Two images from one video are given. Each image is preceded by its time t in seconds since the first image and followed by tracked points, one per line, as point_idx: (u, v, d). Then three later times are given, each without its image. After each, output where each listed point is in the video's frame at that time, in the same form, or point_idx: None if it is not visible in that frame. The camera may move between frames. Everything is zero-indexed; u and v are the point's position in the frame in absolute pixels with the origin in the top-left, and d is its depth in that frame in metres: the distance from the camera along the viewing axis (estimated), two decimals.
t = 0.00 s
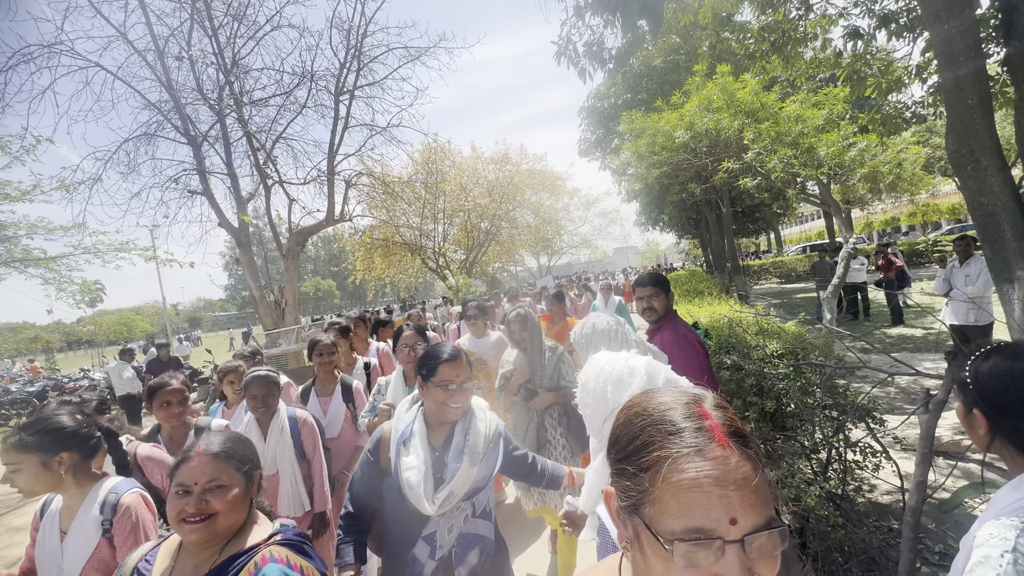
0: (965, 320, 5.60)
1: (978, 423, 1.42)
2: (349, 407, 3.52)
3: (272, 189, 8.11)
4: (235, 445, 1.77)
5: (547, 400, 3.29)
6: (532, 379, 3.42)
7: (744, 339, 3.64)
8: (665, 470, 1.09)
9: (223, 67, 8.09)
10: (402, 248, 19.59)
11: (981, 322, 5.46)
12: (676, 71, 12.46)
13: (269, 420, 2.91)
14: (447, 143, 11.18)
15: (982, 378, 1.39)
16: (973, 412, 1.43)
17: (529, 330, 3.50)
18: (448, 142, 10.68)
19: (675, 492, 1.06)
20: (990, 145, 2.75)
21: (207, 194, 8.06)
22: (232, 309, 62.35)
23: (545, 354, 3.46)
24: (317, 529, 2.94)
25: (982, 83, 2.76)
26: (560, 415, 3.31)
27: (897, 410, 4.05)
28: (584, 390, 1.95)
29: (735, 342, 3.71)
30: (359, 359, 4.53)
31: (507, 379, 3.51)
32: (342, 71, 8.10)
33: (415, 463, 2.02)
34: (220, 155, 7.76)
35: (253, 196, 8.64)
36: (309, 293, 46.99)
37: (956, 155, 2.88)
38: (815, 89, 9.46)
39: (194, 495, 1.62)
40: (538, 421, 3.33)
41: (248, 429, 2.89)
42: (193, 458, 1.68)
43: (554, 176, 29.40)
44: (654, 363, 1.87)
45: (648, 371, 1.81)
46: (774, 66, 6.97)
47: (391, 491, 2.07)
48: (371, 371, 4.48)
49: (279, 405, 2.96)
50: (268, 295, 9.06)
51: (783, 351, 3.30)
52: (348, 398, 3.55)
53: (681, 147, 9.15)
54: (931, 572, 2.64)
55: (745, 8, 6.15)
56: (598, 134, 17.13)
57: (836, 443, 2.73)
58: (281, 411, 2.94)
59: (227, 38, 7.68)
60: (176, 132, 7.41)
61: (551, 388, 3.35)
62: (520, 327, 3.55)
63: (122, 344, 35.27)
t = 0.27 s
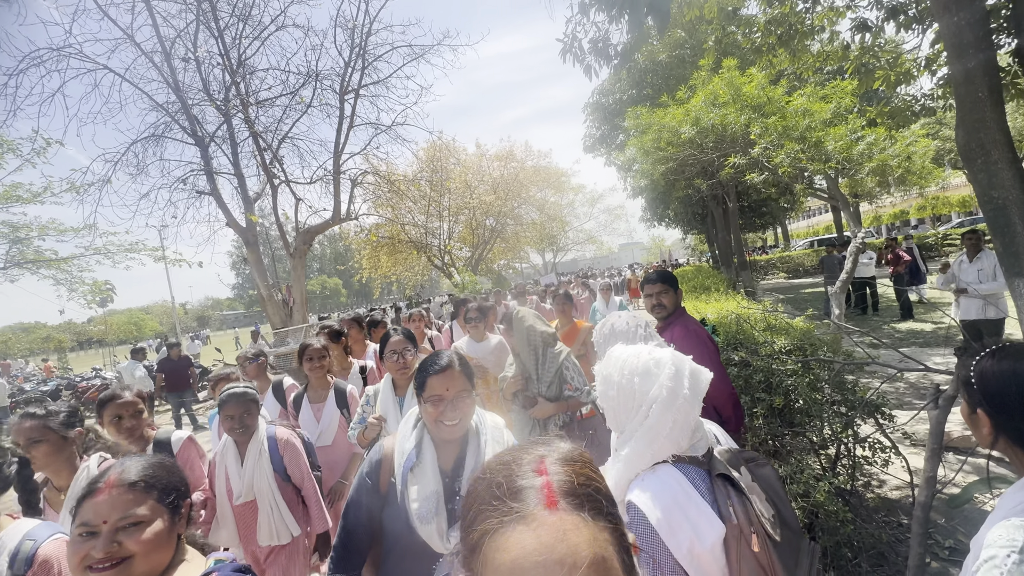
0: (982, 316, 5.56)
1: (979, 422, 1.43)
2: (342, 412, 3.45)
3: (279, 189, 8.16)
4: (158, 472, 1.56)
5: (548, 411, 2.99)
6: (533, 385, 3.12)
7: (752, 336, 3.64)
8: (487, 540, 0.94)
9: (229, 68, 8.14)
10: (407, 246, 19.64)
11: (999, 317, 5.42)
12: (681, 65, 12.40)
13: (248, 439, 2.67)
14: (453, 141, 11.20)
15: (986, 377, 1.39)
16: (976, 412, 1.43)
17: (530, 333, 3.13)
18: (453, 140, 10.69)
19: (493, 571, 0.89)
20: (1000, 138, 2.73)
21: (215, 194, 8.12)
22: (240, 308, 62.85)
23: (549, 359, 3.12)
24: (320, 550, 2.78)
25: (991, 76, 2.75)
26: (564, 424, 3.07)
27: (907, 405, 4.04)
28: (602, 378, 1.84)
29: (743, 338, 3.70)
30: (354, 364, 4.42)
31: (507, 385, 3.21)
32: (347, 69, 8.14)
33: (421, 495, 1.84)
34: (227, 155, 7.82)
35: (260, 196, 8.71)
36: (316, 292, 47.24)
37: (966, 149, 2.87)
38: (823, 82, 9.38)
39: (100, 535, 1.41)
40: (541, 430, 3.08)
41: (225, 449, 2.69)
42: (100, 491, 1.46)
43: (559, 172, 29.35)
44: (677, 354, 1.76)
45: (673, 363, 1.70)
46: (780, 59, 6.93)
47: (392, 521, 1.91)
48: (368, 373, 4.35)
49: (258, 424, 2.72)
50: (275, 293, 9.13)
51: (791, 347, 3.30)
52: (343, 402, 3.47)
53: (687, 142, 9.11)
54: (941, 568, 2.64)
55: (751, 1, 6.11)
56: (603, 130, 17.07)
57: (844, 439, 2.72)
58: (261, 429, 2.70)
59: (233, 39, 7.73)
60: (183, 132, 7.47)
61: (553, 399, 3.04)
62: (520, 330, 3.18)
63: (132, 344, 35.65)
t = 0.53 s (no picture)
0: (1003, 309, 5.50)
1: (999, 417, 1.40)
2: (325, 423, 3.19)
3: (283, 188, 8.18)
4: (64, 552, 1.27)
5: (534, 419, 2.80)
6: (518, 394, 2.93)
7: (759, 330, 3.62)
8: None
9: (232, 68, 8.16)
10: (411, 244, 19.67)
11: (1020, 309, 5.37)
12: (685, 59, 12.32)
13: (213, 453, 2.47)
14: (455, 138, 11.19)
15: (1005, 371, 1.37)
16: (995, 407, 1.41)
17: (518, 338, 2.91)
18: (455, 137, 10.68)
19: None
20: (1011, 127, 2.70)
21: (219, 194, 8.16)
22: (245, 307, 63.24)
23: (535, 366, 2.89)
24: None
25: (1001, 64, 2.72)
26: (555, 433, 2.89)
27: (916, 398, 4.02)
28: (615, 372, 1.80)
29: (750, 332, 3.68)
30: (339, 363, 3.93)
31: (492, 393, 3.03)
32: (349, 68, 8.14)
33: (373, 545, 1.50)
34: (231, 156, 7.85)
35: (264, 196, 8.73)
36: (320, 291, 47.44)
37: (976, 139, 2.84)
38: (828, 74, 9.30)
39: None
40: (530, 440, 2.89)
41: (187, 462, 2.45)
42: None
43: (562, 169, 29.27)
44: (689, 341, 1.78)
45: (686, 349, 1.71)
46: (785, 52, 6.89)
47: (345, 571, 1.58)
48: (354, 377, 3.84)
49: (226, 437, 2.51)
50: (281, 293, 9.17)
51: (799, 341, 3.28)
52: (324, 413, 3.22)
53: (691, 137, 9.08)
54: (953, 561, 2.62)
55: None
56: (606, 126, 17.00)
57: (855, 433, 2.70)
58: (230, 442, 2.50)
59: (235, 39, 7.74)
60: (188, 133, 7.51)
61: (541, 406, 2.83)
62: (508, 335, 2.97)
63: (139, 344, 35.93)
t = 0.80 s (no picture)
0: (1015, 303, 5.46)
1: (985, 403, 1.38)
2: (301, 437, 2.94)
3: (284, 188, 8.20)
4: None
5: (523, 427, 2.67)
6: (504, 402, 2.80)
7: (761, 325, 3.61)
8: None
9: (233, 69, 8.18)
10: (413, 243, 19.70)
11: None
12: (685, 54, 12.28)
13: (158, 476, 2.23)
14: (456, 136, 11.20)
15: (997, 359, 1.34)
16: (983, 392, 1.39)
17: (501, 343, 2.84)
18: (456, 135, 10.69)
19: None
20: (1014, 120, 2.69)
21: (222, 195, 8.19)
22: (248, 307, 63.42)
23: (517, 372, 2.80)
24: None
25: (1004, 56, 2.71)
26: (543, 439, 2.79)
27: (918, 392, 4.02)
28: (616, 369, 1.79)
29: (752, 328, 3.68)
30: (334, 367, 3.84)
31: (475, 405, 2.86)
32: (349, 67, 8.15)
33: None
34: (233, 156, 7.88)
35: (265, 196, 8.76)
36: (323, 291, 47.57)
37: (978, 132, 2.83)
38: (830, 68, 9.26)
39: None
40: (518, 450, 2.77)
41: (126, 492, 2.24)
42: None
43: (563, 166, 29.20)
44: (691, 338, 1.79)
45: (689, 346, 1.73)
46: (786, 46, 6.86)
47: None
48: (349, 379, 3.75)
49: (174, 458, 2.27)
50: (284, 292, 9.20)
51: (801, 336, 3.28)
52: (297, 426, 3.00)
53: (692, 132, 9.06)
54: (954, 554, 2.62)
55: None
56: (607, 122, 16.97)
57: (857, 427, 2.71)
58: (179, 464, 2.26)
59: (235, 39, 7.75)
60: (190, 134, 7.54)
61: (529, 411, 2.73)
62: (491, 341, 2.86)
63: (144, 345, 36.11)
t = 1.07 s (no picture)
0: None
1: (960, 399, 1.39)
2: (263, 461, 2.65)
3: (286, 188, 8.24)
4: None
5: (508, 451, 2.57)
6: (486, 425, 2.67)
7: (759, 322, 3.63)
8: None
9: (234, 69, 8.21)
10: (415, 241, 19.74)
11: None
12: (685, 50, 12.24)
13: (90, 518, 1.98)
14: (457, 134, 11.22)
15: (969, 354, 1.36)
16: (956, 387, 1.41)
17: (484, 359, 2.72)
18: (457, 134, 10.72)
19: None
20: (1012, 115, 2.69)
21: (224, 195, 8.23)
22: (252, 306, 63.70)
23: (499, 391, 2.72)
24: None
25: (1002, 52, 2.72)
26: (527, 462, 2.72)
27: (917, 387, 4.03)
28: (601, 372, 1.83)
29: (750, 325, 3.70)
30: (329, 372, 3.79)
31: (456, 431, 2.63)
32: (350, 66, 8.18)
33: None
34: (235, 157, 7.92)
35: (267, 196, 8.80)
36: (326, 290, 47.71)
37: (977, 127, 2.84)
38: (831, 63, 9.21)
39: None
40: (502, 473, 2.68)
41: (53, 533, 1.99)
42: None
43: (565, 163, 29.17)
44: (671, 341, 1.79)
45: (667, 350, 1.73)
46: (786, 41, 6.85)
47: None
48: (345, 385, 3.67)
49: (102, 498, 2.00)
50: (287, 292, 9.24)
51: (798, 333, 3.30)
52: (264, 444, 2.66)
53: (693, 129, 9.05)
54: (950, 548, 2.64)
55: None
56: (607, 119, 16.94)
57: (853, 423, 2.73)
58: (112, 505, 2.00)
59: (236, 40, 7.78)
60: (192, 134, 7.57)
61: (513, 434, 2.66)
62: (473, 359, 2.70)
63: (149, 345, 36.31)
